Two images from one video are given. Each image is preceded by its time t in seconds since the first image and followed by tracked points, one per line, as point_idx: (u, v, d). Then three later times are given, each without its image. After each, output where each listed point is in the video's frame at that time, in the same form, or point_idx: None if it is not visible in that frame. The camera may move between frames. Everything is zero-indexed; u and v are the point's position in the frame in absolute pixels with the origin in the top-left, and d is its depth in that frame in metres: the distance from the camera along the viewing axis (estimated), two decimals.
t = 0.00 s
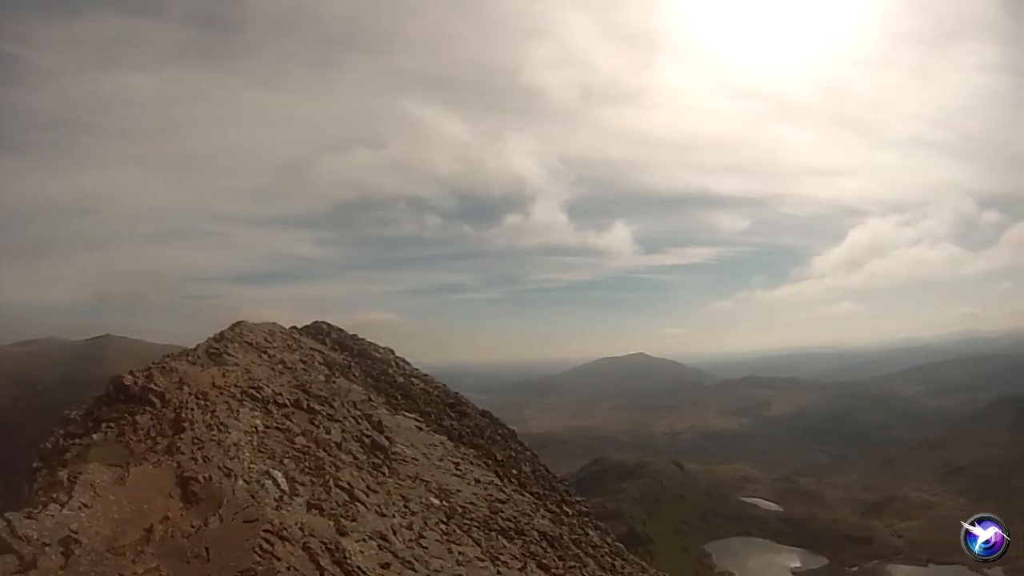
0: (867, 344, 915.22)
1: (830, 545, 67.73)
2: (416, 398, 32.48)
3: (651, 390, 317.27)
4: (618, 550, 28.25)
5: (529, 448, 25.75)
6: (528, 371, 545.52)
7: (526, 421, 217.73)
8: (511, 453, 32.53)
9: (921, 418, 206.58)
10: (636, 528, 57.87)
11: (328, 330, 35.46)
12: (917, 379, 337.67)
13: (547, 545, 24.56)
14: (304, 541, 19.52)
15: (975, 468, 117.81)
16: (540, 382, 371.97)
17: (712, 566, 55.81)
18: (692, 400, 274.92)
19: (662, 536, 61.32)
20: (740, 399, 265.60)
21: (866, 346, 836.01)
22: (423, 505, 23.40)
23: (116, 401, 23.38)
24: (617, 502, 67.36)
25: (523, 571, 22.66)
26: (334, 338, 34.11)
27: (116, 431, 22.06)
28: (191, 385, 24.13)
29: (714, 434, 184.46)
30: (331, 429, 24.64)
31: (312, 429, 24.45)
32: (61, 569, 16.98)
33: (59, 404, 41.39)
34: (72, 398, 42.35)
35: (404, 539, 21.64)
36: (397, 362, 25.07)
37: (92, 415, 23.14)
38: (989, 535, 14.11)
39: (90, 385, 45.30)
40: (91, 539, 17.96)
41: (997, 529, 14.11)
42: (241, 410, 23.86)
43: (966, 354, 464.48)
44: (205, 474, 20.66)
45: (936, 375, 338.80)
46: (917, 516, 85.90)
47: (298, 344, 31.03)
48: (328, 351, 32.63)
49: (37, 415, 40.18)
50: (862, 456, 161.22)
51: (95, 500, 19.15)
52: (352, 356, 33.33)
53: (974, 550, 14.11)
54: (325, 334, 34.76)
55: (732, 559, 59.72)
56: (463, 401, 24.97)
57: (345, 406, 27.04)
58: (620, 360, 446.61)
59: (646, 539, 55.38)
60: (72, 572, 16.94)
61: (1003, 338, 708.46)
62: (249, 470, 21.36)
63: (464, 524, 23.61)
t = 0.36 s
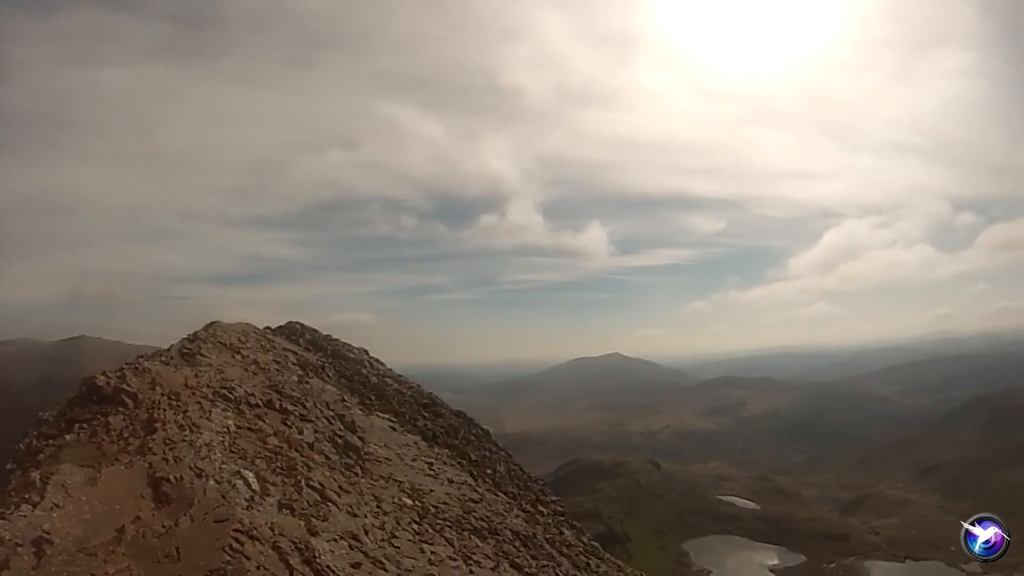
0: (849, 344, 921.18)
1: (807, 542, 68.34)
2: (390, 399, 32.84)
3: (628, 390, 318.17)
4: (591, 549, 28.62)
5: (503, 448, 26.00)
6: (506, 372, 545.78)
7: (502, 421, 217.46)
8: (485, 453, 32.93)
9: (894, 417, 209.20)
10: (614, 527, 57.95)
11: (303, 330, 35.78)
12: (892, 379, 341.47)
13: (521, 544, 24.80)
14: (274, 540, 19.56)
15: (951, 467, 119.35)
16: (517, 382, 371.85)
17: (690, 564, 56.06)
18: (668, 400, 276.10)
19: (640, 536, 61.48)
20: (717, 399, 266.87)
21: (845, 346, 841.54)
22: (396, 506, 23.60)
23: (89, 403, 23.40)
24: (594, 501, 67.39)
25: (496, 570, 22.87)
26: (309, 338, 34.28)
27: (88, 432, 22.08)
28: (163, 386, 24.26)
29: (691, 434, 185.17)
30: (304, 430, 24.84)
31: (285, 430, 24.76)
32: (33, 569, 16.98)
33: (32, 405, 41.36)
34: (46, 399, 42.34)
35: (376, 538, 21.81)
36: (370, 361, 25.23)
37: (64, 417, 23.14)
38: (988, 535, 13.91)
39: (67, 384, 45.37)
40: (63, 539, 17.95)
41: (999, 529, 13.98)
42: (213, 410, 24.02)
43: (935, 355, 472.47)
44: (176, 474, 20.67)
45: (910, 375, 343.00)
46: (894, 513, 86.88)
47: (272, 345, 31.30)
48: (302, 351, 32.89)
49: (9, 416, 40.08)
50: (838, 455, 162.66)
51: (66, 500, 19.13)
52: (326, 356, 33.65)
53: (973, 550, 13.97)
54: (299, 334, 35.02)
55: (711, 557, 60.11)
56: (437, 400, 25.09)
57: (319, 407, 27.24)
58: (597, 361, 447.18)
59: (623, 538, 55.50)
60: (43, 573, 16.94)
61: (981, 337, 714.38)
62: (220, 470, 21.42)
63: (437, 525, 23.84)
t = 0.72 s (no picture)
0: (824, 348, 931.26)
1: (774, 543, 69.20)
2: (356, 397, 33.12)
3: (600, 391, 319.26)
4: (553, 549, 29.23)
5: (469, 449, 26.39)
6: (478, 372, 545.35)
7: (471, 422, 216.85)
8: (451, 453, 33.39)
9: (861, 419, 212.70)
10: (583, 528, 58.20)
11: (271, 327, 35.93)
12: (859, 382, 346.93)
13: (484, 545, 25.28)
14: (234, 538, 19.56)
15: (918, 469, 121.42)
16: (486, 383, 371.49)
17: (658, 565, 56.48)
18: (638, 402, 277.67)
19: (608, 537, 61.85)
20: (688, 400, 268.66)
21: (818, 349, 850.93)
22: (359, 506, 23.92)
23: (52, 398, 23.34)
24: (563, 502, 67.69)
25: (459, 570, 23.28)
26: (277, 335, 34.47)
27: (52, 428, 22.02)
28: (128, 381, 24.28)
29: (662, 436, 186.30)
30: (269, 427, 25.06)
31: (249, 428, 24.94)
32: None
33: None
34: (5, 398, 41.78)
35: (339, 537, 22.01)
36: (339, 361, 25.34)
37: (27, 413, 23.05)
38: (989, 536, 14.34)
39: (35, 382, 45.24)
40: (24, 536, 17.90)
41: (998, 529, 14.47)
42: (178, 406, 24.12)
43: (900, 360, 481.76)
44: (138, 471, 20.61)
45: (877, 378, 348.89)
46: (863, 515, 88.16)
47: (239, 341, 31.44)
48: (269, 348, 33.05)
49: None
50: (806, 457, 164.72)
51: (28, 497, 19.00)
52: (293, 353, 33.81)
53: (972, 550, 14.45)
54: (267, 331, 35.14)
55: (680, 558, 60.61)
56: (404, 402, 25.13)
57: (284, 406, 27.52)
58: (569, 362, 448.20)
59: (591, 539, 55.76)
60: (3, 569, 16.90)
61: (950, 342, 726.39)
62: (182, 467, 21.39)
63: (401, 525, 24.19)
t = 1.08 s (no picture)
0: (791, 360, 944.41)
1: (737, 552, 70.22)
2: (318, 402, 33.41)
3: (565, 401, 320.34)
4: (508, 559, 30.03)
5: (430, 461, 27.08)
6: (446, 380, 543.30)
7: (433, 430, 215.56)
8: (411, 459, 33.88)
9: (821, 431, 216.76)
10: (546, 536, 58.53)
11: (233, 328, 35.98)
12: (820, 394, 353.21)
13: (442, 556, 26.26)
14: (190, 543, 19.48)
15: (878, 480, 124.03)
16: (451, 391, 370.23)
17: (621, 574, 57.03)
18: (602, 412, 279.01)
19: (570, 545, 62.29)
20: (652, 411, 270.88)
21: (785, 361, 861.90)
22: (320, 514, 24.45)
23: (9, 396, 22.99)
24: (525, 511, 68.02)
25: None
26: (239, 339, 34.53)
27: (8, 426, 21.68)
28: (88, 381, 24.13)
29: (625, 447, 187.49)
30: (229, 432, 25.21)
31: (208, 432, 25.04)
32: None
33: None
34: None
35: (297, 544, 22.25)
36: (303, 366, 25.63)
37: None
38: (989, 536, 14.16)
39: None
40: None
41: (1000, 529, 14.25)
42: (137, 408, 24.04)
43: (861, 373, 491.47)
44: (96, 473, 20.46)
45: (837, 391, 355.71)
46: (825, 525, 89.75)
47: (200, 343, 31.48)
48: (231, 351, 33.17)
49: None
50: (769, 468, 167.09)
51: None
52: (255, 357, 33.92)
53: (974, 551, 14.25)
54: (229, 333, 35.16)
55: (642, 567, 61.20)
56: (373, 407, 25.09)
57: (244, 412, 27.68)
58: (534, 371, 448.57)
59: (554, 547, 56.14)
60: None
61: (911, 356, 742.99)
62: (140, 469, 21.25)
63: (361, 534, 24.87)
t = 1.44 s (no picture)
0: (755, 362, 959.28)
1: (697, 550, 71.20)
2: (278, 399, 33.19)
3: (527, 399, 321.45)
4: (468, 557, 30.30)
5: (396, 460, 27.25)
6: (410, 377, 541.11)
7: (393, 427, 214.14)
8: (371, 457, 33.87)
9: (780, 431, 220.94)
10: (506, 535, 58.78)
11: (194, 323, 35.55)
12: (780, 396, 359.60)
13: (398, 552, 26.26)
14: (149, 542, 19.13)
15: (838, 480, 126.63)
16: (412, 388, 368.83)
17: (581, 572, 57.59)
18: (564, 411, 280.27)
19: (531, 543, 62.66)
20: (612, 411, 273.29)
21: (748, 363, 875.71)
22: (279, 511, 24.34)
23: None
24: (485, 509, 68.22)
25: None
26: (199, 335, 34.16)
27: None
28: (47, 375, 23.63)
29: (586, 446, 188.64)
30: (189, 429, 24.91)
31: (167, 429, 24.75)
32: None
33: None
34: None
35: (257, 542, 22.11)
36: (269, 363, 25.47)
37: None
38: (989, 535, 14.82)
39: None
40: None
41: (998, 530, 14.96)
42: (96, 404, 23.62)
43: (820, 375, 502.10)
44: (54, 470, 19.98)
45: (796, 392, 362.69)
46: (785, 523, 91.34)
47: (161, 338, 31.05)
48: (191, 346, 32.77)
49: None
50: (728, 467, 169.59)
51: None
52: (215, 353, 33.60)
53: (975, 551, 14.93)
54: (189, 328, 34.72)
55: (603, 565, 61.75)
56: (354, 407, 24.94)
57: (205, 409, 27.41)
58: (497, 370, 448.86)
59: (514, 545, 56.46)
60: None
61: (869, 360, 761.01)
62: (100, 467, 20.79)
63: (320, 531, 24.75)
